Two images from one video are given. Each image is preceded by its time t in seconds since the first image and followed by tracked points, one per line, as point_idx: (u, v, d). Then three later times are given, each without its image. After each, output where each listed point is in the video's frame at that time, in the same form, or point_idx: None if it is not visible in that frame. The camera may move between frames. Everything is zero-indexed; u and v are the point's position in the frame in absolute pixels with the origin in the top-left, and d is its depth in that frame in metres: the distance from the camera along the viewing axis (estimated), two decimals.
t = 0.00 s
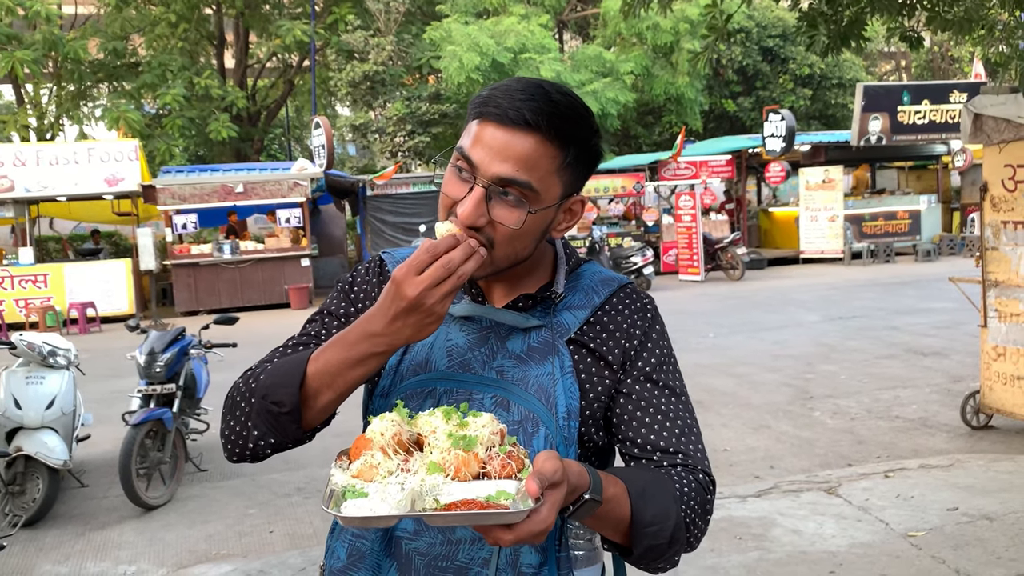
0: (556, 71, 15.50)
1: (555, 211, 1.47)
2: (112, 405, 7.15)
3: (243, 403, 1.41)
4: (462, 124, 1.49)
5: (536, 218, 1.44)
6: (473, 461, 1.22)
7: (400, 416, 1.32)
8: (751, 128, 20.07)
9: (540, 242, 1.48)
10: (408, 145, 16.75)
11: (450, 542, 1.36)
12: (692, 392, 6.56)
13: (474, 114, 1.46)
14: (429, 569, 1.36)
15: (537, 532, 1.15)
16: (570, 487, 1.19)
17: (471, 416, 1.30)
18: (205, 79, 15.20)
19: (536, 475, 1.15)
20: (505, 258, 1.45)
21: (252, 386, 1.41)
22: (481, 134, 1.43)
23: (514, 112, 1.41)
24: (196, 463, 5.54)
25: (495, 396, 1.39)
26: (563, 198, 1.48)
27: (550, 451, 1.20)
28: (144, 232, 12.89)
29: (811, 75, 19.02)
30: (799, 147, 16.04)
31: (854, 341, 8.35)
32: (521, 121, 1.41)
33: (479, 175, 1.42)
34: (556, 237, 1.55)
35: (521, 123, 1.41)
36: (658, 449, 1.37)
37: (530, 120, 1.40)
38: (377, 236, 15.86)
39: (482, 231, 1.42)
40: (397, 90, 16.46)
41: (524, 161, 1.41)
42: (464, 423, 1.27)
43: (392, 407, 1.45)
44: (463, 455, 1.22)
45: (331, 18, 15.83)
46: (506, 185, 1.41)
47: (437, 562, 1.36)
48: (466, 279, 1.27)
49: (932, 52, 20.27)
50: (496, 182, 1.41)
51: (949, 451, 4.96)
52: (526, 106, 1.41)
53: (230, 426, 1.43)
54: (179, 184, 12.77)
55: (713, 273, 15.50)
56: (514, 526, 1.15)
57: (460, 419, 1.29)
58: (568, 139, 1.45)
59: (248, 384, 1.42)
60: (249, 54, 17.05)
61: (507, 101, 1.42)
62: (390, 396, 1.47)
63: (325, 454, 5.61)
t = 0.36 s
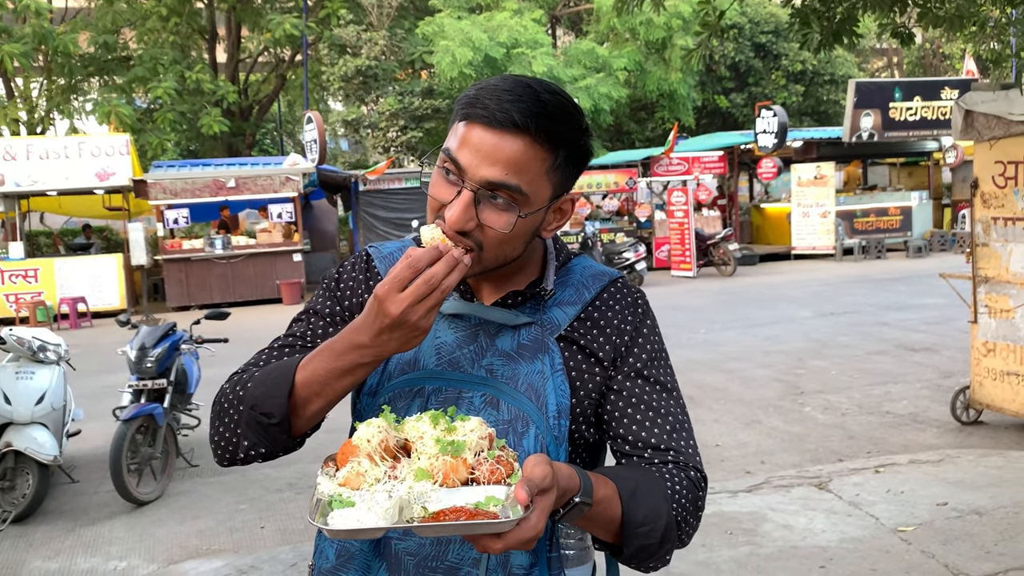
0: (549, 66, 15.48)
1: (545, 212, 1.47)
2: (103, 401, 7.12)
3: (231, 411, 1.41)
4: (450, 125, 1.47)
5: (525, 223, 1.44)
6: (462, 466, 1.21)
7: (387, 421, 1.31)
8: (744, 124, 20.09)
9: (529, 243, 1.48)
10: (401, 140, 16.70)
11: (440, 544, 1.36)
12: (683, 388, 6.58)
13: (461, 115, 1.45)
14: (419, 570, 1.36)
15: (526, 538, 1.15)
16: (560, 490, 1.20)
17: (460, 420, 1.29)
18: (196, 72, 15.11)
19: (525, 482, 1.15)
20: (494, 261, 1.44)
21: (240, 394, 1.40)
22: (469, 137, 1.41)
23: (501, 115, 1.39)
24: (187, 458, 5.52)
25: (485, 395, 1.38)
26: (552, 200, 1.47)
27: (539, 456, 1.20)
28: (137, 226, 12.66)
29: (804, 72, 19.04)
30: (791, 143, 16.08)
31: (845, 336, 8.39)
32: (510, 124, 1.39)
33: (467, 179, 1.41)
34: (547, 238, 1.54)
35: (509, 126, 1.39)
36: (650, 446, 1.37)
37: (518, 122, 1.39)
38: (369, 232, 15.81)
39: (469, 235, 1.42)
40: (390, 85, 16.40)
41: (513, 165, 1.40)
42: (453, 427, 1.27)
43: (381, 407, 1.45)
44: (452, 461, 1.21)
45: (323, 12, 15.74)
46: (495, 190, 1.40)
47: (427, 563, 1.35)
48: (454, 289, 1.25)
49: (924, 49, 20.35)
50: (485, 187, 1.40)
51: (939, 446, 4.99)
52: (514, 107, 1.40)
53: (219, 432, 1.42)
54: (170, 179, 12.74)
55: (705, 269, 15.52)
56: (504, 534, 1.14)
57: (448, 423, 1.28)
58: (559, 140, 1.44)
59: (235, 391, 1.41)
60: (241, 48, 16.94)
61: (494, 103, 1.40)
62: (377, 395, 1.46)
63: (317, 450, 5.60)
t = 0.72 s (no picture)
0: (544, 59, 15.47)
1: (540, 203, 1.46)
2: (94, 393, 7.10)
3: (219, 410, 1.39)
4: (447, 112, 1.47)
5: (520, 212, 1.43)
6: (451, 463, 1.21)
7: (376, 419, 1.30)
8: (739, 119, 20.11)
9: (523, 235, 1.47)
10: (395, 133, 16.48)
11: (428, 540, 1.35)
12: (676, 383, 6.60)
13: (459, 100, 1.44)
14: (407, 565, 1.35)
15: (517, 537, 1.14)
16: (550, 487, 1.19)
17: (449, 417, 1.29)
18: (190, 63, 15.04)
19: (515, 480, 1.14)
20: (489, 250, 1.43)
21: (227, 393, 1.39)
22: (467, 122, 1.41)
23: (503, 100, 1.39)
24: (179, 451, 5.51)
25: (475, 390, 1.37)
26: (547, 191, 1.47)
27: (530, 453, 1.19)
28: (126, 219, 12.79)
29: (799, 67, 19.05)
30: (785, 139, 16.09)
31: (838, 332, 8.41)
32: (510, 110, 1.39)
33: (464, 165, 1.41)
34: (539, 231, 1.53)
35: (509, 112, 1.39)
36: (640, 441, 1.37)
37: (518, 108, 1.39)
38: (363, 224, 15.79)
39: (463, 224, 1.41)
40: (385, 77, 16.35)
41: (511, 152, 1.40)
42: (442, 424, 1.26)
43: (368, 402, 1.43)
44: (441, 458, 1.21)
45: (318, 4, 15.66)
46: (491, 177, 1.40)
47: (416, 558, 1.35)
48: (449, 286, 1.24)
49: (918, 46, 20.42)
50: (482, 174, 1.40)
51: (930, 442, 5.01)
52: (515, 94, 1.40)
53: (206, 430, 1.41)
54: (163, 170, 12.67)
55: (699, 264, 15.53)
56: (493, 532, 1.14)
57: (437, 420, 1.28)
58: (556, 130, 1.44)
59: (223, 389, 1.40)
60: (235, 39, 16.85)
61: (495, 89, 1.40)
62: (365, 390, 1.44)
63: (309, 442, 5.59)
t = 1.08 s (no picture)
0: (550, 51, 15.44)
1: (543, 183, 1.45)
2: (97, 378, 7.12)
3: (215, 395, 1.39)
4: (453, 91, 1.47)
5: (523, 188, 1.41)
6: (451, 449, 1.22)
7: (374, 403, 1.30)
8: (745, 114, 20.05)
9: (526, 217, 1.45)
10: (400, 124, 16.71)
11: (425, 526, 1.35)
12: (678, 377, 6.60)
13: (464, 78, 1.45)
14: (404, 552, 1.35)
15: (513, 522, 1.13)
16: (547, 475, 1.18)
17: (448, 403, 1.29)
18: (196, 51, 15.02)
19: (513, 465, 1.13)
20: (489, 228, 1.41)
21: (223, 379, 1.39)
22: (471, 98, 1.42)
23: (508, 75, 1.40)
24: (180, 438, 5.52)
25: (474, 377, 1.37)
26: (550, 172, 1.46)
27: (528, 440, 1.18)
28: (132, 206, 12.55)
29: (805, 63, 18.96)
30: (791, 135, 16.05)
31: (840, 329, 8.40)
32: (515, 86, 1.39)
33: (467, 139, 1.40)
34: (541, 215, 1.52)
35: (514, 88, 1.39)
36: (639, 431, 1.36)
37: (523, 83, 1.39)
38: (367, 215, 15.83)
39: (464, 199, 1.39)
40: (390, 68, 16.33)
41: (514, 127, 1.40)
42: (441, 410, 1.26)
43: (368, 387, 1.43)
44: (440, 443, 1.22)
45: None
46: (494, 151, 1.39)
47: (413, 544, 1.35)
48: (441, 275, 1.22)
49: (926, 42, 20.35)
50: (484, 148, 1.39)
51: (931, 440, 5.01)
52: (521, 69, 1.40)
53: (204, 415, 1.41)
54: (167, 158, 12.62)
55: (702, 259, 15.51)
56: (490, 517, 1.12)
57: (436, 406, 1.28)
58: (560, 109, 1.44)
59: (220, 373, 1.40)
60: (241, 28, 16.82)
61: (500, 63, 1.40)
62: (365, 375, 1.44)
63: (310, 431, 5.60)
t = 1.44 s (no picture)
0: (572, 50, 15.44)
1: (549, 173, 1.45)
2: (120, 369, 7.22)
3: (227, 383, 1.42)
4: (460, 84, 1.48)
5: (527, 179, 1.42)
6: (460, 437, 1.21)
7: (388, 391, 1.32)
8: (768, 116, 19.91)
9: (533, 208, 1.46)
10: (422, 121, 16.57)
11: (436, 515, 1.37)
12: (695, 378, 6.57)
13: (470, 71, 1.46)
14: (415, 540, 1.37)
15: (521, 511, 1.15)
16: (556, 466, 1.19)
17: (459, 392, 1.29)
18: (222, 46, 15.17)
19: (522, 454, 1.15)
20: (496, 217, 1.43)
21: (234, 368, 1.41)
22: (476, 92, 1.43)
23: (512, 68, 1.40)
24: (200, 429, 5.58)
25: (485, 371, 1.39)
26: (557, 162, 1.46)
27: (536, 430, 1.20)
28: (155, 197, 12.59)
29: (830, 65, 18.79)
30: (814, 137, 15.94)
31: (860, 333, 8.33)
32: (518, 78, 1.40)
33: (471, 133, 1.42)
34: (550, 205, 1.53)
35: (518, 80, 1.40)
36: (648, 427, 1.37)
37: (526, 76, 1.39)
38: (388, 211, 15.93)
39: (468, 191, 1.41)
40: (414, 66, 16.37)
41: (517, 118, 1.40)
42: (452, 399, 1.27)
43: (382, 377, 1.45)
44: (450, 432, 1.21)
45: None
46: (498, 143, 1.40)
47: (424, 534, 1.37)
48: (440, 275, 1.23)
49: (953, 45, 20.12)
50: (489, 140, 1.40)
51: (951, 446, 4.95)
52: (523, 62, 1.40)
53: (218, 402, 1.44)
54: (193, 152, 12.70)
55: (723, 261, 15.42)
56: (498, 504, 1.14)
57: (448, 395, 1.29)
58: (565, 99, 1.44)
59: (233, 362, 1.42)
60: (267, 24, 16.97)
61: (503, 57, 1.41)
62: (378, 365, 1.46)
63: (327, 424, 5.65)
